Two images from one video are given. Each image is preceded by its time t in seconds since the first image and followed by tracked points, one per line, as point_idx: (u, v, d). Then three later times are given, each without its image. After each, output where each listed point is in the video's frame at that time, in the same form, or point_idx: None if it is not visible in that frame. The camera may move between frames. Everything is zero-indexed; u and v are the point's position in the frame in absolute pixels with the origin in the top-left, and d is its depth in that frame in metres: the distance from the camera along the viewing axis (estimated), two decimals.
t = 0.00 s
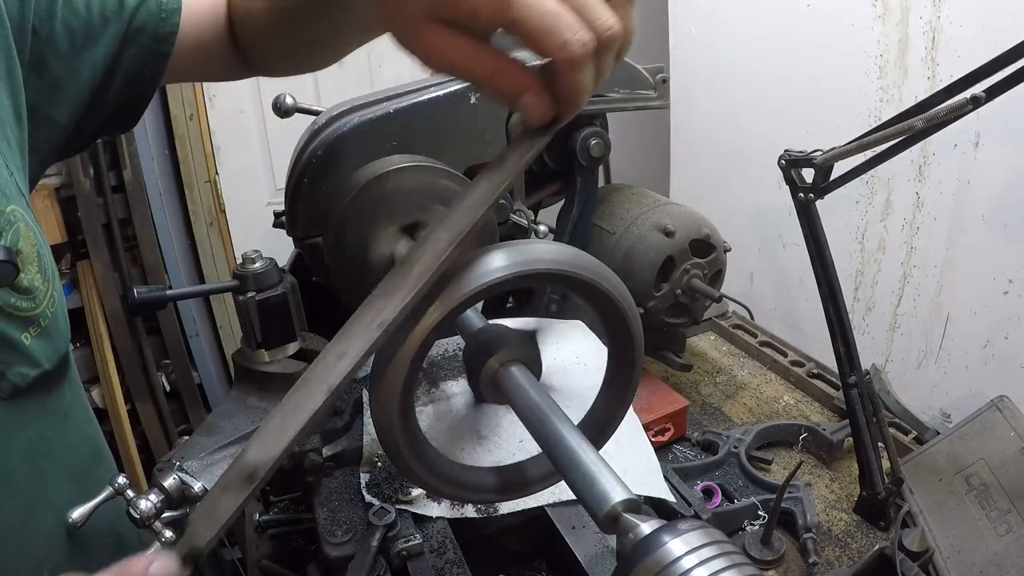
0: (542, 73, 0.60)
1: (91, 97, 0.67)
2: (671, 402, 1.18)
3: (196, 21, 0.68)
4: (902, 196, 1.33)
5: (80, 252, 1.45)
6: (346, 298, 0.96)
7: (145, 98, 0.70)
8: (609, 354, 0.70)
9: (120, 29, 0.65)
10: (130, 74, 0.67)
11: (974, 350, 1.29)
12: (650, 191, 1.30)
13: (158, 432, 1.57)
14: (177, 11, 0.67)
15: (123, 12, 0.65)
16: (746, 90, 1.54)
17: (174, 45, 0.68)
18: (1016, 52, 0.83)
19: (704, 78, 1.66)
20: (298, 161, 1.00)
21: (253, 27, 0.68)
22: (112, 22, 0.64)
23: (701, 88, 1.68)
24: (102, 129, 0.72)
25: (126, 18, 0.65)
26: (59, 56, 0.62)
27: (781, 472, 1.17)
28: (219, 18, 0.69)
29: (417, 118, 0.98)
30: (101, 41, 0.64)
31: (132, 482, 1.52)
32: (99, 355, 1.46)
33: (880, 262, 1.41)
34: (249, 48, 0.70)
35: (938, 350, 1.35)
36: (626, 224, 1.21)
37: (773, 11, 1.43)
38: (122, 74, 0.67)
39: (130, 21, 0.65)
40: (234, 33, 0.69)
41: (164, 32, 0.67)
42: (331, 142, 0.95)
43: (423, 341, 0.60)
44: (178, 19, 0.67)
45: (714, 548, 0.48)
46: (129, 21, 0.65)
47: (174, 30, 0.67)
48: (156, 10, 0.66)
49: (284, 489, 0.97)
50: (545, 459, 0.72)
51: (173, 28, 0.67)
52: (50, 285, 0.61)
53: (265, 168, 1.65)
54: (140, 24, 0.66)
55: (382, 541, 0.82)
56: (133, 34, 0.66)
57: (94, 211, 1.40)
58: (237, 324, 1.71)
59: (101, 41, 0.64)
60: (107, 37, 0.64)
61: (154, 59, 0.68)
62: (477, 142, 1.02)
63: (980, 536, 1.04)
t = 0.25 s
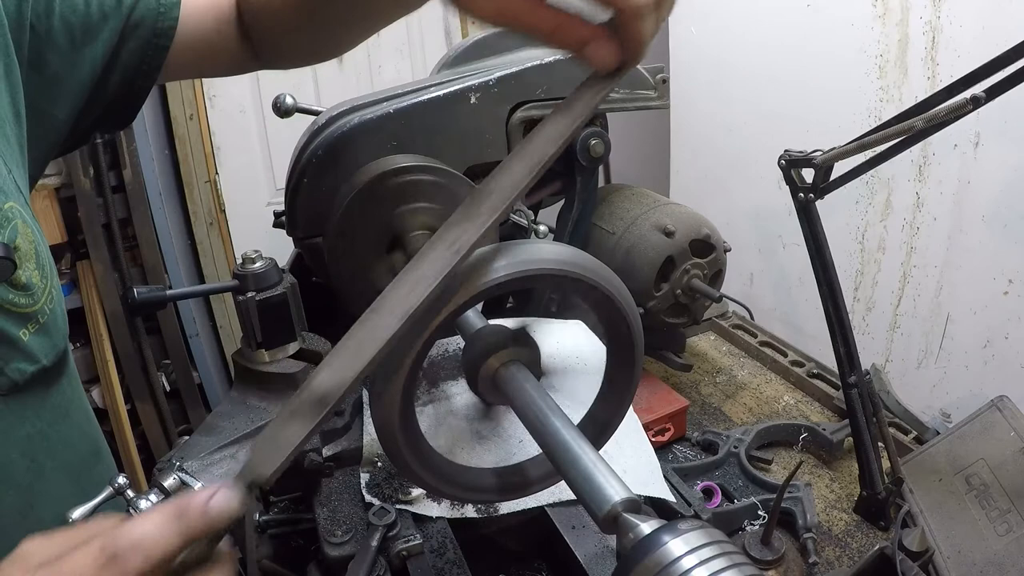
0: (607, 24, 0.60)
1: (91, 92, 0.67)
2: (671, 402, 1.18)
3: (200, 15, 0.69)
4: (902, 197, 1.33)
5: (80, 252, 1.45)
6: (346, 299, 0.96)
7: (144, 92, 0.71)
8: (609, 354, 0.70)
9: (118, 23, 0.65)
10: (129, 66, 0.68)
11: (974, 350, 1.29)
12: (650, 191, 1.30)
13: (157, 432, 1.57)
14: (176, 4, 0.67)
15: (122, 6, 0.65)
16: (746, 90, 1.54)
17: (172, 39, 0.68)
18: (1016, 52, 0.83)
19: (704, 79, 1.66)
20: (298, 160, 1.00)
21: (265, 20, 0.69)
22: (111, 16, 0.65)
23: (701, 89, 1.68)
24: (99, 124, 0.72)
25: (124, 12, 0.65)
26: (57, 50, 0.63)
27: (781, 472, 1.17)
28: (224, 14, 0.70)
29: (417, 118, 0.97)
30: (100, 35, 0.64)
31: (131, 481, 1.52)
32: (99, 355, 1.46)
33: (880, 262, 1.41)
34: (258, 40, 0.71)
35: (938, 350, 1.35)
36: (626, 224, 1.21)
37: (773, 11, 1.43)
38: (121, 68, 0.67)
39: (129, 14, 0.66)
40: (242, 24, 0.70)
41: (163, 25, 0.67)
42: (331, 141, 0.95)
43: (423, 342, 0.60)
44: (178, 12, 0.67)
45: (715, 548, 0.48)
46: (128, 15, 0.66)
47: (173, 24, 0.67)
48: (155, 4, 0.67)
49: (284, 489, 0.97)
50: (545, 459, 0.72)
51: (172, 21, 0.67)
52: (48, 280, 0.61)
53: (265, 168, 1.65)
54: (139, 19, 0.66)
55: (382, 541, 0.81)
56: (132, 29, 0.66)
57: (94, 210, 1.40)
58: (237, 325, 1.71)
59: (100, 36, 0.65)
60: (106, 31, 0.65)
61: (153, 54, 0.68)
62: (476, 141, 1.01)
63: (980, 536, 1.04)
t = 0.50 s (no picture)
0: None
1: (88, 93, 0.67)
2: (671, 402, 1.18)
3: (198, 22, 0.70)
4: (902, 197, 1.33)
5: (80, 252, 1.45)
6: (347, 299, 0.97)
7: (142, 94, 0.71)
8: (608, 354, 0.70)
9: (116, 25, 0.65)
10: (126, 70, 0.68)
11: (974, 350, 1.29)
12: (650, 191, 1.30)
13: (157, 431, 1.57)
14: (176, 7, 0.68)
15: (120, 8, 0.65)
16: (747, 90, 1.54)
17: (170, 42, 0.68)
18: (1016, 52, 0.83)
19: (704, 79, 1.66)
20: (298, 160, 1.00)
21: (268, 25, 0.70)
22: (109, 18, 0.65)
23: (701, 88, 1.68)
24: (96, 126, 0.72)
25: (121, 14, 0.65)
26: (54, 53, 0.63)
27: (781, 472, 1.17)
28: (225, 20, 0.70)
29: (417, 119, 0.98)
30: (97, 38, 0.64)
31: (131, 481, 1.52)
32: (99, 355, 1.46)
33: (880, 261, 1.41)
34: (260, 49, 0.73)
35: (938, 350, 1.35)
36: (626, 224, 1.21)
37: (773, 11, 1.43)
38: (118, 70, 0.67)
39: (127, 16, 0.66)
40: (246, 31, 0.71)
41: (161, 28, 0.67)
42: (331, 142, 0.95)
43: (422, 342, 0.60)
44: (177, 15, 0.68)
45: (714, 547, 0.48)
46: (125, 17, 0.66)
47: (171, 26, 0.68)
48: (153, 6, 0.67)
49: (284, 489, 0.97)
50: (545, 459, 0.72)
51: (171, 23, 0.67)
52: (47, 276, 0.61)
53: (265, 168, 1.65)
54: (136, 21, 0.66)
55: (382, 541, 0.81)
56: (129, 30, 0.66)
57: (94, 210, 1.40)
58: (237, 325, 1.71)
59: (97, 38, 0.64)
60: (103, 33, 0.65)
61: (152, 57, 0.68)
62: (476, 142, 1.01)
63: (981, 536, 1.03)
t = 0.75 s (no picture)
0: None
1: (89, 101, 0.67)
2: (671, 402, 1.18)
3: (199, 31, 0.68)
4: (902, 197, 1.33)
5: (80, 252, 1.45)
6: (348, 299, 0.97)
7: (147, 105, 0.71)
8: (609, 353, 0.70)
9: (118, 39, 0.65)
10: (129, 81, 0.67)
11: (974, 350, 1.29)
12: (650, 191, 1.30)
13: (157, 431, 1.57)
14: (178, 24, 0.67)
15: (123, 23, 0.65)
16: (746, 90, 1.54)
17: (173, 58, 0.67)
18: (1016, 52, 0.83)
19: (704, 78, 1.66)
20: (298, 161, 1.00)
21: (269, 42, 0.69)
22: (111, 32, 0.64)
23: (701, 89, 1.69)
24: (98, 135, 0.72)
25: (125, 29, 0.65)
26: (56, 60, 0.63)
27: (781, 472, 1.17)
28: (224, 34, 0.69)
29: (417, 119, 0.98)
30: (98, 48, 0.64)
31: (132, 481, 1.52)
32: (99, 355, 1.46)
33: (880, 261, 1.40)
34: (262, 67, 0.72)
35: (938, 350, 1.35)
36: (626, 224, 1.21)
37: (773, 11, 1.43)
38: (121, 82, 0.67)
39: (129, 32, 0.65)
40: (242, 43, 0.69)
41: (162, 45, 0.67)
42: (331, 141, 0.95)
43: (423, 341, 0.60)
44: (178, 34, 0.67)
45: (715, 548, 0.48)
46: (128, 33, 0.65)
47: (172, 44, 0.67)
48: (156, 23, 0.66)
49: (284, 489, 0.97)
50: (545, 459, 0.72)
51: (172, 41, 0.67)
52: (52, 278, 0.61)
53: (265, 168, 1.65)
54: (139, 37, 0.66)
55: (382, 541, 0.81)
56: (132, 45, 0.66)
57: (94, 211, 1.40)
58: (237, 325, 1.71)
59: (99, 48, 0.64)
60: (105, 45, 0.64)
61: (154, 72, 0.68)
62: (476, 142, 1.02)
63: (980, 536, 1.04)
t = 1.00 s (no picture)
0: None
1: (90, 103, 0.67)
2: (671, 402, 1.18)
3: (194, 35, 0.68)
4: (902, 197, 1.33)
5: (80, 252, 1.44)
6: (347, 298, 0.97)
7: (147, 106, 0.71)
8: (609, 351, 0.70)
9: (119, 43, 0.65)
10: (129, 85, 0.67)
11: (974, 350, 1.29)
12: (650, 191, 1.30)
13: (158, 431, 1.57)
14: (176, 29, 0.67)
15: (124, 28, 0.65)
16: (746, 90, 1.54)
17: (173, 62, 0.67)
18: (1016, 52, 0.83)
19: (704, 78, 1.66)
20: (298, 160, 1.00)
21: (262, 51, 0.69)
22: (112, 35, 0.64)
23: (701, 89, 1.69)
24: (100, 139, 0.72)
25: (126, 33, 0.65)
26: (57, 61, 0.64)
27: (781, 472, 1.17)
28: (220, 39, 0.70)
29: (417, 119, 0.98)
30: (99, 51, 0.64)
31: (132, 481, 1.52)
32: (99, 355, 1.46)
33: (880, 261, 1.40)
34: (254, 74, 0.72)
35: (938, 350, 1.35)
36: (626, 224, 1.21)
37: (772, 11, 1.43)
38: (122, 87, 0.67)
39: (130, 37, 0.65)
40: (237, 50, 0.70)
41: (163, 49, 0.66)
42: (330, 141, 0.95)
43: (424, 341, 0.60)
44: (178, 37, 0.67)
45: (714, 547, 0.48)
46: (129, 37, 0.65)
47: (172, 48, 0.67)
48: (156, 27, 0.66)
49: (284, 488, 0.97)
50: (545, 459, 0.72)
51: (171, 45, 0.67)
52: (57, 275, 0.64)
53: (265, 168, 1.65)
54: (140, 41, 0.66)
55: (382, 541, 0.82)
56: (133, 48, 0.66)
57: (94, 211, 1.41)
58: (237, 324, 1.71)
59: (101, 50, 0.65)
60: (106, 49, 0.65)
61: (155, 76, 0.67)
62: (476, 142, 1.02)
63: (980, 536, 1.04)
